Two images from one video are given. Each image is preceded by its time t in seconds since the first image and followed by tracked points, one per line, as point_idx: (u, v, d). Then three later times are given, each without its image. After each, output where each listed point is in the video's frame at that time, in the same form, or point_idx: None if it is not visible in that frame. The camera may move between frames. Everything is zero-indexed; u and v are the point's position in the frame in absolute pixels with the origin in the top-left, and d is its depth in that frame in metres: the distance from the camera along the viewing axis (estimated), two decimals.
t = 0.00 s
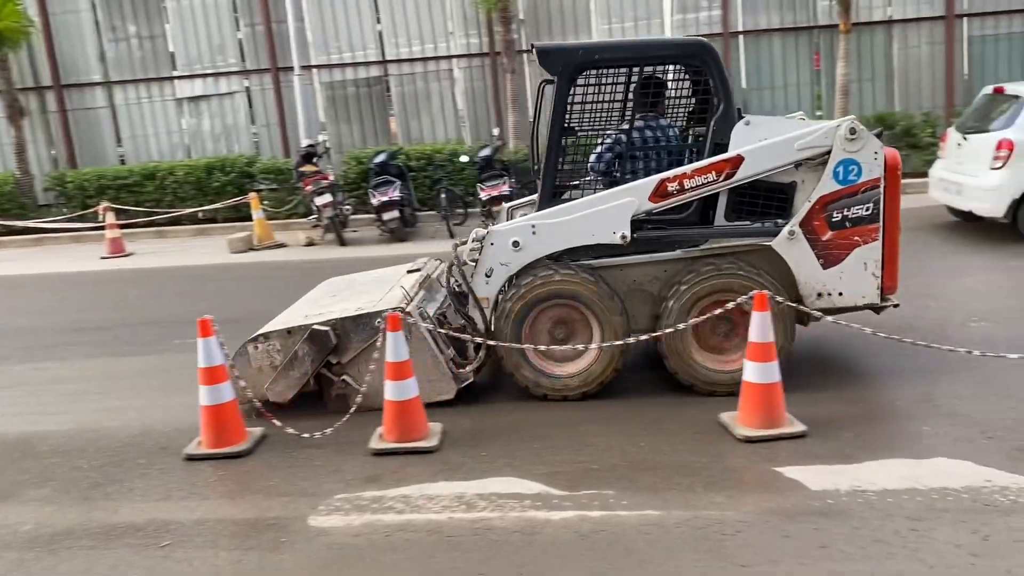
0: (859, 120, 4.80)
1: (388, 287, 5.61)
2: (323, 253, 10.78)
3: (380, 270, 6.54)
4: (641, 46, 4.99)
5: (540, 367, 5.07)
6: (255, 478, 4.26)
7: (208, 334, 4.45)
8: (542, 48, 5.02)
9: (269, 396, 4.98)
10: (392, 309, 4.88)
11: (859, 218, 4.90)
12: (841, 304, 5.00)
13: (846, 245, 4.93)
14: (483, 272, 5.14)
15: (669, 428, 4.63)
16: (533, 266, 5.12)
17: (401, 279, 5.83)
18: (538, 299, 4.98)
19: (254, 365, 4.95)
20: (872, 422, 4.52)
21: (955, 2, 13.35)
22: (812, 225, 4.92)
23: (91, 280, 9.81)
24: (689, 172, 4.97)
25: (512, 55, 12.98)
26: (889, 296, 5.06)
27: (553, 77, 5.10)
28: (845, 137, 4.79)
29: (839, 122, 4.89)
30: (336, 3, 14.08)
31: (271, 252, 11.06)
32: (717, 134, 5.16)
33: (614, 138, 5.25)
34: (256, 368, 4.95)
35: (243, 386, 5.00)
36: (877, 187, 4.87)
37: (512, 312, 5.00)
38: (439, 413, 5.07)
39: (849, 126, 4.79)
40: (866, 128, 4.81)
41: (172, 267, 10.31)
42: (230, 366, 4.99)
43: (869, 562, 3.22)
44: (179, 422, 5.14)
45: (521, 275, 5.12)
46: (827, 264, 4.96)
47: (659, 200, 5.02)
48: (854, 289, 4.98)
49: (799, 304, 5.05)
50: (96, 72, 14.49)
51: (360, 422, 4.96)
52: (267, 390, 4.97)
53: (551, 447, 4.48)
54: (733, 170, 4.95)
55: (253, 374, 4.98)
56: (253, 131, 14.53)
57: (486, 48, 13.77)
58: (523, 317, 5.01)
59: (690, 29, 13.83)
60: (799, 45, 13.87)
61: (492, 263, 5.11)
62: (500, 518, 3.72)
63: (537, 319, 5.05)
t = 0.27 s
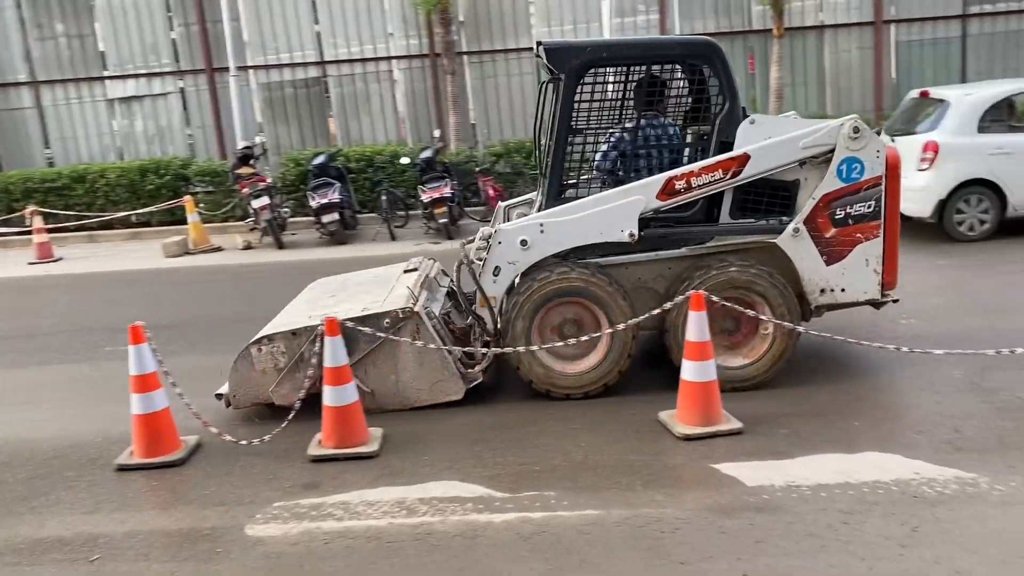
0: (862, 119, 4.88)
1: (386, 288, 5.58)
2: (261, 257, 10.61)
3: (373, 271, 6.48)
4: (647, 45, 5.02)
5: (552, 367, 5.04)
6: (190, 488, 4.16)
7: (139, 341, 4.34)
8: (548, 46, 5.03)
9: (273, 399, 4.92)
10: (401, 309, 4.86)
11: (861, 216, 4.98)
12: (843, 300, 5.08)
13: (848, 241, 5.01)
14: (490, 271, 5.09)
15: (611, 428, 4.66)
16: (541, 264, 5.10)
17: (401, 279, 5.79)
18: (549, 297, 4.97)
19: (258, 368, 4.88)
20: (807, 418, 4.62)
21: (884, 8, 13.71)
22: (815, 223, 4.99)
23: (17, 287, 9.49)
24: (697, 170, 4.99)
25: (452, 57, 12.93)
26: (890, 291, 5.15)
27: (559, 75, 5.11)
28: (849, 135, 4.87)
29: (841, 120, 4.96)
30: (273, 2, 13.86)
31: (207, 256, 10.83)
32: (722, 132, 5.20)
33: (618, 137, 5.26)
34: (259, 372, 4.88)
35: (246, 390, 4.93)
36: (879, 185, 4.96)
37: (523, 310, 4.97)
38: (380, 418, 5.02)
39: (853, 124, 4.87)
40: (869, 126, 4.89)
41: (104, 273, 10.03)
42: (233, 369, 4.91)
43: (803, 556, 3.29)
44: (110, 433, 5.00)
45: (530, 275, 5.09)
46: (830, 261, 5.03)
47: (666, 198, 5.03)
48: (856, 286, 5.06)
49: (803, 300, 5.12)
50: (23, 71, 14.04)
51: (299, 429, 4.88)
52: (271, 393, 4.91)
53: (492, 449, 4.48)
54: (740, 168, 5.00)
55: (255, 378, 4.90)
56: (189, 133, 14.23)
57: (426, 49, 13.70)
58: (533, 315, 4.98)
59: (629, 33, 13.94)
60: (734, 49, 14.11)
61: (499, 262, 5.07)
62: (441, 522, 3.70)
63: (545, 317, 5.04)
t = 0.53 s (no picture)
0: (864, 120, 4.98)
1: (389, 288, 5.49)
2: (196, 262, 10.37)
3: (370, 270, 6.39)
4: (657, 45, 5.07)
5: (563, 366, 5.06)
6: (123, 501, 4.04)
7: (67, 350, 4.20)
8: (559, 44, 5.05)
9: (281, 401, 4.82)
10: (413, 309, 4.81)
11: (862, 213, 5.10)
12: (845, 297, 5.20)
13: (849, 239, 5.12)
14: (501, 270, 5.07)
15: (555, 431, 4.68)
16: (551, 263, 5.10)
17: (403, 279, 5.72)
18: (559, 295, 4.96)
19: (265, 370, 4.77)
20: (746, 417, 4.69)
21: (814, 15, 14.04)
22: (819, 221, 5.09)
23: None
24: (705, 170, 5.04)
25: (391, 59, 12.84)
26: (888, 287, 5.28)
27: (569, 73, 5.13)
28: (852, 135, 4.96)
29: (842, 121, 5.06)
30: (207, 3, 13.60)
31: (139, 262, 10.54)
32: (728, 131, 5.25)
33: (625, 136, 5.28)
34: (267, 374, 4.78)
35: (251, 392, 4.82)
36: (879, 183, 5.09)
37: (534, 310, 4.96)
38: (320, 425, 4.95)
39: (855, 125, 4.97)
40: (870, 127, 4.99)
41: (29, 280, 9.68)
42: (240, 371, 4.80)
43: (741, 554, 3.34)
44: (37, 447, 4.83)
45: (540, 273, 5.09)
46: (832, 258, 5.14)
47: (675, 197, 5.06)
48: (858, 282, 5.18)
49: (806, 296, 5.22)
50: None
51: (237, 439, 4.79)
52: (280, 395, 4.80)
53: (434, 455, 4.45)
54: (746, 168, 5.06)
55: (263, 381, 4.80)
56: (119, 135, 13.86)
57: (365, 52, 13.59)
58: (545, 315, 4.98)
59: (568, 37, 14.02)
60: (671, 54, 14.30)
61: (509, 261, 5.06)
62: (383, 530, 3.66)
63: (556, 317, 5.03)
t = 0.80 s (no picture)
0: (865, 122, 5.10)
1: (397, 289, 5.46)
2: (130, 269, 10.10)
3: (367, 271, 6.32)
4: (667, 48, 5.16)
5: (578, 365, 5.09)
6: (54, 517, 3.91)
7: None
8: (572, 46, 5.11)
9: (298, 404, 4.75)
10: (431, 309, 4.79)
11: (863, 212, 5.21)
12: (847, 293, 5.30)
13: (851, 237, 5.23)
14: (515, 270, 5.04)
15: (501, 437, 4.67)
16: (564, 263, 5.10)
17: (410, 280, 5.68)
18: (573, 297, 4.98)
19: (280, 373, 4.70)
20: (690, 419, 4.75)
21: (750, 22, 14.28)
22: (822, 220, 5.18)
23: None
24: (714, 170, 5.12)
25: (331, 62, 12.70)
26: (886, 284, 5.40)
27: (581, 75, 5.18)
28: (854, 136, 5.08)
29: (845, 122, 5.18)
30: (141, 3, 13.29)
31: (69, 269, 10.22)
32: (734, 133, 5.36)
33: (634, 137, 5.35)
34: (282, 375, 4.70)
35: (267, 396, 4.75)
36: (879, 183, 5.20)
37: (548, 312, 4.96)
38: (260, 436, 4.86)
39: (857, 126, 5.09)
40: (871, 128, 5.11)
41: None
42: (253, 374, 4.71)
43: (685, 555, 3.37)
44: None
45: (552, 273, 5.08)
46: (835, 255, 5.24)
47: (685, 197, 5.13)
48: (859, 279, 5.29)
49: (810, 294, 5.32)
50: None
51: (174, 450, 4.67)
52: (296, 398, 4.74)
53: (379, 463, 4.40)
54: (753, 168, 5.17)
55: (278, 382, 4.72)
56: (48, 138, 13.44)
57: (304, 54, 13.43)
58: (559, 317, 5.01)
59: (509, 42, 14.03)
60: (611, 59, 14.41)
61: (522, 260, 5.03)
62: (326, 540, 3.61)
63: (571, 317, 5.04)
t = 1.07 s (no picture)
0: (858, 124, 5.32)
1: (401, 290, 5.44)
2: (55, 276, 9.76)
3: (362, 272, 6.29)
4: (670, 51, 5.25)
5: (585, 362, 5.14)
6: None
7: None
8: (580, 48, 5.16)
9: (312, 406, 4.72)
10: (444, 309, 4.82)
11: (857, 211, 5.41)
12: (842, 290, 5.47)
13: (845, 235, 5.42)
14: (524, 270, 5.07)
15: (444, 442, 4.64)
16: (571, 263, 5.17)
17: (414, 280, 5.68)
18: (584, 296, 5.07)
19: (294, 374, 4.68)
20: (633, 421, 4.79)
21: (686, 31, 14.46)
22: (818, 219, 5.36)
23: None
24: (716, 170, 5.24)
25: (268, 65, 12.50)
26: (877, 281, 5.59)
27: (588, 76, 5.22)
28: (849, 138, 5.30)
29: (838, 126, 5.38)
30: (69, 2, 12.92)
31: None
32: (735, 135, 5.44)
33: (636, 138, 5.41)
34: (296, 377, 4.68)
35: (281, 398, 4.71)
36: (871, 184, 5.41)
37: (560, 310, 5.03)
38: (196, 446, 4.74)
39: (851, 129, 5.30)
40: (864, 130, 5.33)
41: None
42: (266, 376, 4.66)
43: (627, 557, 3.39)
44: None
45: (561, 273, 5.15)
46: (830, 254, 5.42)
47: (689, 198, 5.23)
48: (852, 276, 5.47)
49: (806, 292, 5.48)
50: None
51: (104, 463, 4.52)
52: (310, 399, 4.72)
53: (319, 472, 4.33)
54: (754, 168, 5.30)
55: (291, 383, 4.70)
56: None
57: (240, 57, 13.21)
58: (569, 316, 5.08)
59: (448, 46, 13.97)
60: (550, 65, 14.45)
61: (532, 261, 5.08)
62: (264, 552, 3.53)
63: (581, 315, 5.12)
